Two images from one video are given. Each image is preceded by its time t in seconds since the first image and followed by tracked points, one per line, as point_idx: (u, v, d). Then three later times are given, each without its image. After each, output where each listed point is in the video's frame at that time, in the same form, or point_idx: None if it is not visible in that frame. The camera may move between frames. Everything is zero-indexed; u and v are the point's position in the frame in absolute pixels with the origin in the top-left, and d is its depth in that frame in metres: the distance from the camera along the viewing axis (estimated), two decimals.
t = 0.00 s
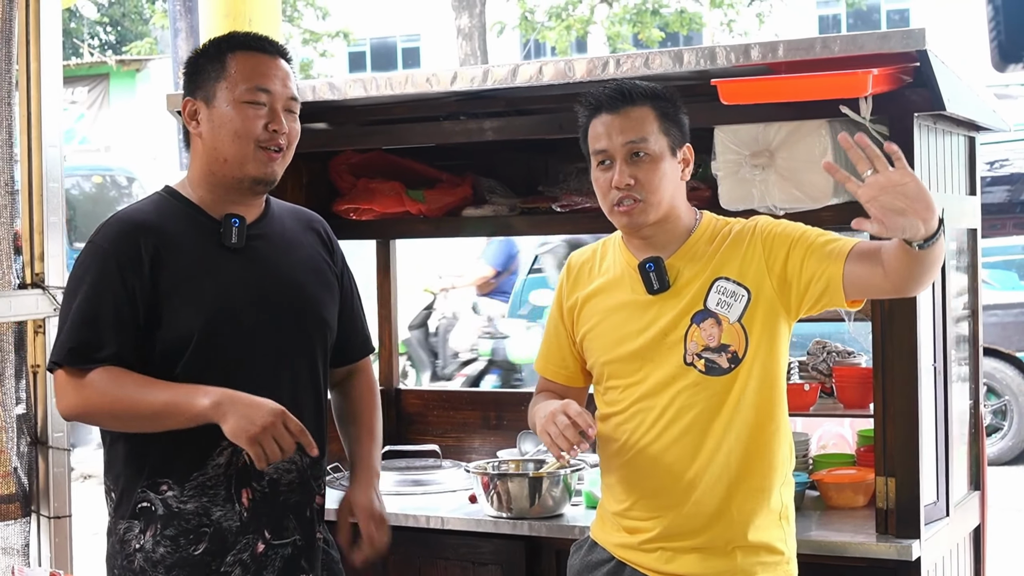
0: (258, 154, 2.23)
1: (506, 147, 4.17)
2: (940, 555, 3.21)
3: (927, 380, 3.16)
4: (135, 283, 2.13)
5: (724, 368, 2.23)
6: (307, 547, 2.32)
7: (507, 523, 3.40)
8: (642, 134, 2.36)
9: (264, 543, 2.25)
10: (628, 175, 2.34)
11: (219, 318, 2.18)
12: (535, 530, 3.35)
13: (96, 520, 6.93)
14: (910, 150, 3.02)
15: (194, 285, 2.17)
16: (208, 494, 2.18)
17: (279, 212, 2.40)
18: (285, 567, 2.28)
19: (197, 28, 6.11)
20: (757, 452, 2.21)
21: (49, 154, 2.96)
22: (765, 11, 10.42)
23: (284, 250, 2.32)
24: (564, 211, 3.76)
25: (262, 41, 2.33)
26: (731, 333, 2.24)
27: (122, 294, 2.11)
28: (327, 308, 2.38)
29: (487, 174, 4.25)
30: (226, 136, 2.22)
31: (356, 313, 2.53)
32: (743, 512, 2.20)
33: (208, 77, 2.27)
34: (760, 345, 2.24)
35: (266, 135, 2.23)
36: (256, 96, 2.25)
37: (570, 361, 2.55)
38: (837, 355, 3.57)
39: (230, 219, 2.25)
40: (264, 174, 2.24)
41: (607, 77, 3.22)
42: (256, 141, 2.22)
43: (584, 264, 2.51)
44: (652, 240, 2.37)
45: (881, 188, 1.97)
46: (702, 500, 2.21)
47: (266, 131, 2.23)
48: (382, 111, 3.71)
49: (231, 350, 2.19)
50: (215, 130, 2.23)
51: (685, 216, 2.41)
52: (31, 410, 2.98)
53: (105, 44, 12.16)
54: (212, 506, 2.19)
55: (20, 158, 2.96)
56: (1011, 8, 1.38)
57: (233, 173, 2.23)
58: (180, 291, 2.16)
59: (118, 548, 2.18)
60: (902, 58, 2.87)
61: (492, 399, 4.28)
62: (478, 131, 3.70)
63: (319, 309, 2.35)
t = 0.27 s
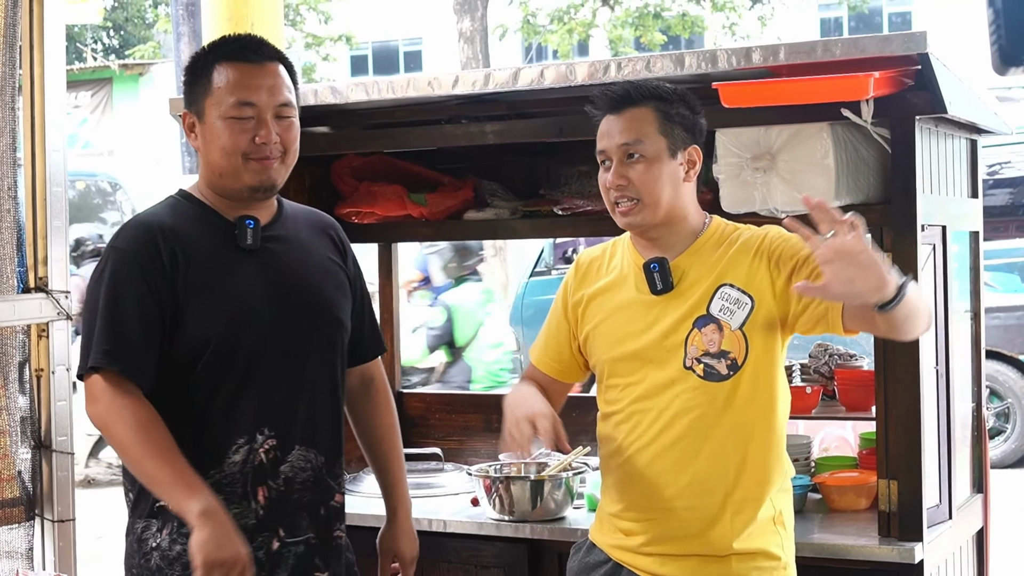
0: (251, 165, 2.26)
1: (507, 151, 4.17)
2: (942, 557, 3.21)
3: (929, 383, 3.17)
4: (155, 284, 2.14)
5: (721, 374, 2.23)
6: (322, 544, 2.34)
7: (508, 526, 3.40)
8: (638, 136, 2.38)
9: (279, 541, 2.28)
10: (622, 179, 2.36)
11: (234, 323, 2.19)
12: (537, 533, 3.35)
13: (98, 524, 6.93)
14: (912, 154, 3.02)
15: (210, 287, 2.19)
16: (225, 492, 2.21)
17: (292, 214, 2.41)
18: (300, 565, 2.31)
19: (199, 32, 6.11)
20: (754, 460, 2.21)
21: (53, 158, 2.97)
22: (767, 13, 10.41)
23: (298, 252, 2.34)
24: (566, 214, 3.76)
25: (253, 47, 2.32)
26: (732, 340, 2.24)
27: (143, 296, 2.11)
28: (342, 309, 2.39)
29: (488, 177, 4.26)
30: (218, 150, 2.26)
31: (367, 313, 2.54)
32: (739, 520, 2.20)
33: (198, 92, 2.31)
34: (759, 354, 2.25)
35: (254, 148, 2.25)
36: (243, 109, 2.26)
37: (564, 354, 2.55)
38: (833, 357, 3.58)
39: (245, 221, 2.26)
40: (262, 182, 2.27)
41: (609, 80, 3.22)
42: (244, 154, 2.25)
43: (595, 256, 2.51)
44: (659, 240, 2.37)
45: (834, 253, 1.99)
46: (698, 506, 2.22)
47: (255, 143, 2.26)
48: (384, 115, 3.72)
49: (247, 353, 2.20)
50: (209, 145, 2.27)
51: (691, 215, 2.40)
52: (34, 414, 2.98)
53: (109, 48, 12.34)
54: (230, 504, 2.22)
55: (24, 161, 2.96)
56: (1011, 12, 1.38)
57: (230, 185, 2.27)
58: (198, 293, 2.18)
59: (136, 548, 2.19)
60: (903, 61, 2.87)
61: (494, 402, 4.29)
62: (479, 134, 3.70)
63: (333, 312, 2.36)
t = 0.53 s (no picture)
0: (259, 162, 2.27)
1: (502, 152, 4.17)
2: (936, 559, 3.22)
3: (923, 385, 3.17)
4: (168, 290, 2.18)
5: (711, 387, 2.22)
6: (352, 537, 2.40)
7: (502, 528, 3.40)
8: (635, 141, 2.33)
9: (308, 534, 2.33)
10: (617, 186, 2.34)
11: (251, 326, 2.21)
12: (530, 535, 3.35)
13: (92, 526, 6.92)
14: (906, 156, 3.02)
15: (226, 290, 2.21)
16: (252, 489, 2.26)
17: (315, 208, 2.41)
18: (329, 558, 2.37)
19: (194, 33, 6.11)
20: (750, 467, 2.21)
21: (46, 159, 2.97)
22: (762, 15, 10.42)
23: (321, 249, 2.35)
24: (560, 215, 3.77)
25: (248, 44, 2.34)
26: (726, 354, 2.22)
27: (156, 302, 2.16)
28: (365, 305, 2.40)
29: (482, 179, 4.26)
30: (226, 151, 2.28)
31: (397, 302, 2.56)
32: (727, 526, 2.19)
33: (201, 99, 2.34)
34: (753, 367, 2.23)
35: (258, 145, 2.27)
36: (242, 107, 2.29)
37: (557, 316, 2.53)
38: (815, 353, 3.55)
39: (263, 220, 2.27)
40: (275, 177, 2.28)
41: (603, 82, 3.22)
42: (250, 153, 2.26)
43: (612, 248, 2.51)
44: (662, 243, 2.34)
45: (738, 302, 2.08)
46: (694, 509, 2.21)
47: (259, 139, 2.27)
48: (378, 116, 3.71)
49: (263, 355, 2.22)
50: (219, 147, 2.30)
51: (693, 225, 2.34)
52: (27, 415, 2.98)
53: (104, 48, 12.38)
54: (257, 500, 2.27)
55: (18, 162, 2.96)
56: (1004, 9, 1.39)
57: (244, 185, 2.28)
58: (214, 296, 2.20)
59: (160, 543, 2.25)
60: (896, 63, 2.87)
61: (488, 403, 4.28)
62: (473, 136, 3.70)
63: (356, 310, 2.36)
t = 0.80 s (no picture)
0: (257, 160, 2.28)
1: (496, 151, 4.17)
2: (929, 558, 3.22)
3: (917, 384, 3.17)
4: (170, 292, 2.20)
5: (704, 390, 2.21)
6: (355, 534, 2.39)
7: (496, 528, 3.39)
8: (639, 141, 2.33)
9: (309, 530, 2.33)
10: (620, 185, 2.34)
11: (251, 327, 2.22)
12: (525, 534, 3.35)
13: (86, 525, 6.91)
14: (899, 155, 3.03)
15: (227, 290, 2.23)
16: (255, 488, 2.26)
17: (319, 205, 2.43)
18: (331, 556, 2.35)
19: (188, 32, 6.10)
20: (742, 469, 2.19)
21: (39, 159, 2.96)
22: (756, 14, 10.40)
23: (322, 249, 2.35)
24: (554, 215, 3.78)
25: (246, 45, 2.37)
26: (719, 357, 2.21)
27: (158, 304, 2.18)
28: (368, 304, 2.39)
29: (477, 178, 4.26)
30: (225, 152, 2.30)
31: (405, 298, 2.56)
32: (716, 531, 2.19)
33: (202, 101, 2.37)
34: (747, 371, 2.21)
35: (254, 144, 2.28)
36: (240, 106, 2.31)
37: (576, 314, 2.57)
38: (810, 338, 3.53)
39: (264, 221, 2.29)
40: (274, 176, 2.29)
41: (597, 81, 3.23)
42: (247, 152, 2.28)
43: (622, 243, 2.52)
44: (666, 242, 2.35)
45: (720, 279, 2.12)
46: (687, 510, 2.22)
47: (258, 136, 2.28)
48: (372, 116, 3.71)
49: (264, 355, 2.23)
50: (218, 148, 2.33)
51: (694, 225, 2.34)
52: (20, 416, 2.98)
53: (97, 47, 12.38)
54: (260, 499, 2.28)
55: (10, 162, 2.96)
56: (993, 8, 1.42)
57: (244, 184, 2.30)
58: (215, 297, 2.22)
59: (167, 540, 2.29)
60: (889, 62, 2.87)
61: (482, 403, 4.28)
62: (467, 135, 3.70)
63: (358, 309, 2.36)
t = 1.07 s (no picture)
0: (256, 161, 2.30)
1: (495, 153, 4.18)
2: (927, 558, 3.22)
3: (915, 386, 3.18)
4: (174, 292, 2.21)
5: (696, 396, 2.20)
6: (355, 530, 2.40)
7: (496, 529, 3.40)
8: (636, 138, 2.37)
9: (309, 527, 2.34)
10: (617, 179, 2.39)
11: (253, 325, 2.24)
12: (524, 535, 3.35)
13: (85, 527, 6.91)
14: (898, 157, 3.03)
15: (228, 289, 2.24)
16: (257, 486, 2.28)
17: (319, 205, 2.45)
18: (332, 552, 2.37)
19: (187, 34, 6.10)
20: (737, 472, 2.20)
21: (39, 160, 2.97)
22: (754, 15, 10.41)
23: (321, 248, 2.37)
24: (553, 217, 3.76)
25: (247, 47, 2.38)
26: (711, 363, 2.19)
27: (162, 303, 2.20)
28: (368, 301, 2.41)
29: (476, 180, 4.26)
30: (225, 152, 2.31)
31: (406, 296, 2.58)
32: (714, 533, 2.20)
33: (201, 98, 2.38)
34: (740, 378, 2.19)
35: (253, 144, 2.30)
36: (238, 107, 2.33)
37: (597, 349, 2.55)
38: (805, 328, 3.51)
39: (264, 222, 2.31)
40: (271, 178, 2.31)
41: (595, 83, 3.23)
42: (246, 153, 2.30)
43: (630, 252, 2.52)
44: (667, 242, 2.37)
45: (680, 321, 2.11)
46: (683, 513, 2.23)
47: (256, 137, 2.30)
48: (371, 118, 3.72)
49: (265, 352, 2.25)
50: (218, 148, 2.34)
51: (696, 229, 2.33)
52: (20, 417, 2.98)
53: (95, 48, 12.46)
54: (262, 497, 2.29)
55: (9, 164, 2.96)
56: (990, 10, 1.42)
57: (243, 185, 2.32)
58: (217, 297, 2.24)
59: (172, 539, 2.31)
60: (887, 64, 2.88)
61: (481, 404, 4.29)
62: (466, 137, 3.70)
63: (358, 307, 2.38)
